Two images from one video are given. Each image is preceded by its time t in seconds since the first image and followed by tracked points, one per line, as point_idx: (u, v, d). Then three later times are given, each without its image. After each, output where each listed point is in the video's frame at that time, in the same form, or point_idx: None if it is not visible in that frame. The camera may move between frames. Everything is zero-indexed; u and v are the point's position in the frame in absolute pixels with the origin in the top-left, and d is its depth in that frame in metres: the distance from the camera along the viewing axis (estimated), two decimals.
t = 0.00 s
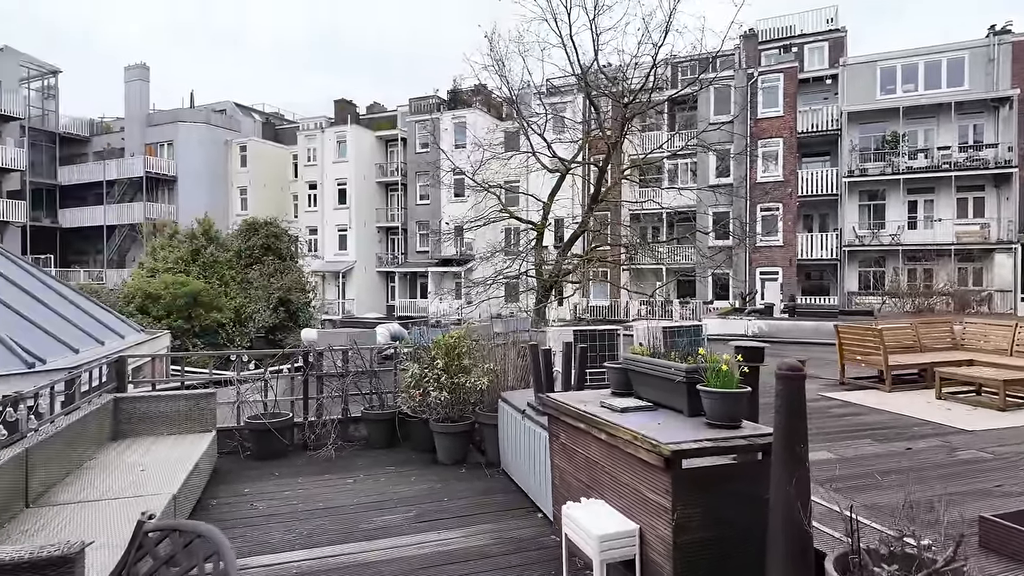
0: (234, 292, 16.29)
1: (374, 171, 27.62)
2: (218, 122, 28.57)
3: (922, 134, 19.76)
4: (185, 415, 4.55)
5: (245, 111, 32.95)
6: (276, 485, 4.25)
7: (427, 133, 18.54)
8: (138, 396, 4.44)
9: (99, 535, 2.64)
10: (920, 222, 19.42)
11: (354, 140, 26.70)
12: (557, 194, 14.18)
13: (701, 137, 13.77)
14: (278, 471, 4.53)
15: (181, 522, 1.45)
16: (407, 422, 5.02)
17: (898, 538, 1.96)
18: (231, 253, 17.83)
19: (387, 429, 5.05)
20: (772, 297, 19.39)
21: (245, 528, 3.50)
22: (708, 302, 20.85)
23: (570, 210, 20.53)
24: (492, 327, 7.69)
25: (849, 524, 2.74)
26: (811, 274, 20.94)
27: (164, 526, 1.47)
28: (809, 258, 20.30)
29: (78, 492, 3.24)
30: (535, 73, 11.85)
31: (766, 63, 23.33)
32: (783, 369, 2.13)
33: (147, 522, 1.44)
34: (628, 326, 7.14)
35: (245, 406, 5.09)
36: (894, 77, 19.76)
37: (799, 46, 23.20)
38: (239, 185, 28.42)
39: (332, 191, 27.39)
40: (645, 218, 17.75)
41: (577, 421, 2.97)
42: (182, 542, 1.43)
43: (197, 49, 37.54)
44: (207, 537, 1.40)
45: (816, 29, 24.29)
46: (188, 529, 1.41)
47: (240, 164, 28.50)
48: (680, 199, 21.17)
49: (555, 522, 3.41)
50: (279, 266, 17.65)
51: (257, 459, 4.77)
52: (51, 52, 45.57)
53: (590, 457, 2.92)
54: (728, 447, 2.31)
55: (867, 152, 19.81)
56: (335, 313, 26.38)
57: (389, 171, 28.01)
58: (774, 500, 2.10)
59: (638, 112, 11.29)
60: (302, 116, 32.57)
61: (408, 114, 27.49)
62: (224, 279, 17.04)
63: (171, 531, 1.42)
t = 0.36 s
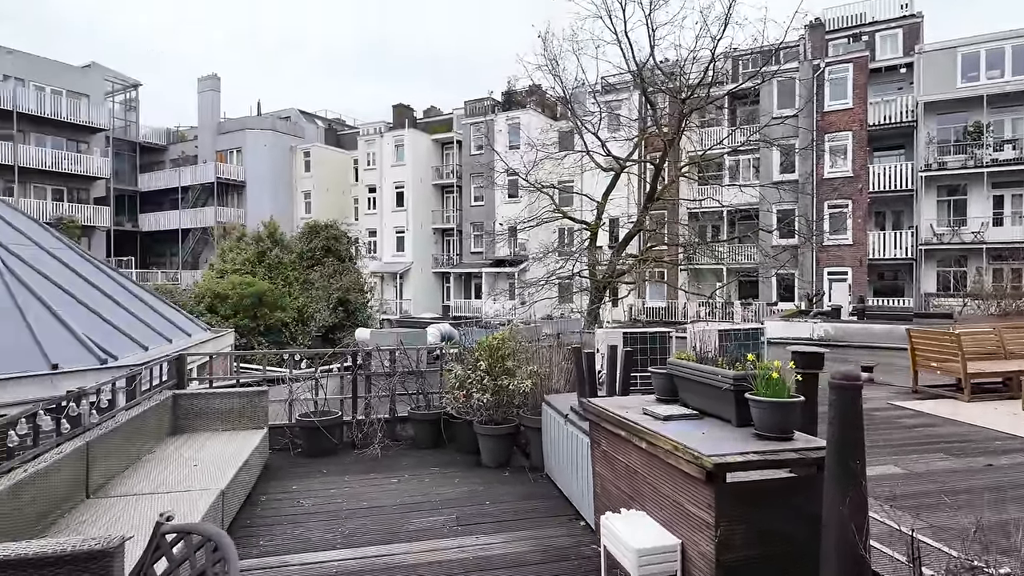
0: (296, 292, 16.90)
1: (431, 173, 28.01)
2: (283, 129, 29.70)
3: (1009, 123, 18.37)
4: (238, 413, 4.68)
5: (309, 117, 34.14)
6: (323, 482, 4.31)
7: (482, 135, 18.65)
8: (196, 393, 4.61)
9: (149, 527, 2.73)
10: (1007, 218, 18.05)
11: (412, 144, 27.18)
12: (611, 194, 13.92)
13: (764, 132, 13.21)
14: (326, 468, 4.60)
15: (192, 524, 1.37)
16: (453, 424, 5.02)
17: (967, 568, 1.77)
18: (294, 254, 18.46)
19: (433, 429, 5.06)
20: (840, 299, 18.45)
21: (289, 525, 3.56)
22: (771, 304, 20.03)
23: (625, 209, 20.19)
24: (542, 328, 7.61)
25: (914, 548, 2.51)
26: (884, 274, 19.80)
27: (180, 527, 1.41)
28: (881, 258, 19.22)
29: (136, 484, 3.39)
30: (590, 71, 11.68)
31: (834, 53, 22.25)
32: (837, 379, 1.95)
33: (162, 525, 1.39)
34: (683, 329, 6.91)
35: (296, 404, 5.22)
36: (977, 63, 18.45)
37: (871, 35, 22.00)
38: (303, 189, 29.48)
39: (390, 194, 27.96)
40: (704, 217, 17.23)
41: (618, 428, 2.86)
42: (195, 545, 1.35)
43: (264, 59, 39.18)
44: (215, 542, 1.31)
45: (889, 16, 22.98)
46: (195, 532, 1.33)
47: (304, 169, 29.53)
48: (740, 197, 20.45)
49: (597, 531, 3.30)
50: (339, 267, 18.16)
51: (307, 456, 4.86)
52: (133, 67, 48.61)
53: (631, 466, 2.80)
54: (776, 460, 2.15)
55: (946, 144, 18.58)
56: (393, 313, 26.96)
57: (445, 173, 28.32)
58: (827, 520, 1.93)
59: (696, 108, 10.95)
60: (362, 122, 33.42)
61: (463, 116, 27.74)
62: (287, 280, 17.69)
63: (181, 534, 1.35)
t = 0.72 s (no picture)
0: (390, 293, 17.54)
1: (519, 175, 28.20)
2: (380, 137, 31.02)
3: None
4: (331, 408, 4.87)
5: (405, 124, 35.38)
6: (408, 479, 4.42)
7: (571, 134, 18.48)
8: (295, 388, 4.86)
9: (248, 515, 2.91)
10: None
11: (501, 146, 27.49)
12: (705, 191, 13.35)
13: (876, 120, 12.17)
14: (413, 465, 4.70)
15: (270, 521, 1.41)
16: (535, 426, 4.99)
17: None
18: (389, 256, 19.15)
19: (516, 431, 5.06)
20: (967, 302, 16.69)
21: (377, 520, 3.68)
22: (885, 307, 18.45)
23: (721, 207, 19.32)
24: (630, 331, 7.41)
25: None
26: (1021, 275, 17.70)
27: (259, 523, 1.46)
28: (1017, 257, 17.19)
29: (239, 473, 3.63)
30: (682, 64, 11.25)
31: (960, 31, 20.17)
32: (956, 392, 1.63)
33: (245, 519, 1.44)
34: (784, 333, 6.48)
35: (385, 400, 5.39)
36: None
37: (1004, 8, 19.76)
38: (398, 194, 30.64)
39: (479, 196, 28.41)
40: (807, 214, 16.15)
41: (705, 439, 2.70)
42: (274, 544, 1.39)
43: (363, 70, 41.09)
44: (290, 543, 1.34)
45: None
46: (272, 531, 1.36)
47: (399, 174, 30.66)
48: (849, 191, 19.00)
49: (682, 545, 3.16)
50: (430, 269, 18.66)
51: (395, 452, 5.00)
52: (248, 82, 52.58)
53: (718, 480, 2.64)
54: (881, 483, 1.93)
55: None
56: (482, 313, 27.43)
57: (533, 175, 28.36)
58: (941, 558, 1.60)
59: (798, 98, 10.25)
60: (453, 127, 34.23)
61: (552, 117, 27.69)
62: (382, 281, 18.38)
63: (260, 531, 1.39)
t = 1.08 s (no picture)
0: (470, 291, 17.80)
1: (599, 172, 27.76)
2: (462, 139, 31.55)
3: None
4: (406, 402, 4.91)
5: (485, 126, 35.73)
6: (480, 475, 4.39)
7: (653, 129, 17.96)
8: (372, 381, 4.95)
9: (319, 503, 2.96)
10: None
11: (581, 144, 27.19)
12: (797, 184, 12.56)
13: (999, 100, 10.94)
14: (486, 462, 4.67)
15: (322, 510, 1.39)
16: (611, 427, 4.84)
17: None
18: (469, 256, 19.41)
19: (590, 431, 4.93)
20: None
21: (446, 515, 3.65)
22: (1008, 308, 16.61)
23: (816, 201, 18.13)
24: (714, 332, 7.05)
25: None
26: None
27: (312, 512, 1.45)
28: None
29: (316, 461, 3.73)
30: (773, 51, 10.63)
31: None
32: None
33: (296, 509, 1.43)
34: (887, 335, 5.93)
35: (459, 396, 5.40)
36: None
37: None
38: (478, 195, 31.03)
39: (558, 195, 28.24)
40: (915, 206, 14.81)
41: (794, 446, 2.45)
42: (322, 532, 1.37)
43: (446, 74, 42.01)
44: (337, 532, 1.33)
45: None
46: (320, 521, 1.35)
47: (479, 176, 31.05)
48: (966, 181, 17.25)
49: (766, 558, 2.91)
50: (509, 267, 18.74)
51: (469, 448, 5.00)
52: (340, 91, 55.21)
53: (807, 491, 2.40)
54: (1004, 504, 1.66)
55: None
56: (560, 313, 27.29)
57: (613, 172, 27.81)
58: None
59: (905, 80, 9.39)
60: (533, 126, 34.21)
61: (633, 112, 27.07)
62: (462, 280, 18.66)
63: (311, 520, 1.37)
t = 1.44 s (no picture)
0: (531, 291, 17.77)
1: (665, 168, 26.99)
2: (525, 138, 31.51)
3: None
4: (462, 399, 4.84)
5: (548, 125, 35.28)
6: (534, 475, 4.28)
7: (723, 121, 17.22)
8: (428, 376, 4.92)
9: (369, 499, 2.93)
10: None
11: (647, 140, 26.50)
12: (881, 176, 11.71)
13: None
14: (542, 462, 4.55)
15: (351, 509, 1.36)
16: (674, 430, 4.62)
17: None
18: (531, 254, 19.32)
19: (651, 434, 4.71)
20: None
21: (499, 516, 3.56)
22: None
23: (903, 193, 16.89)
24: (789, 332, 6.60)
25: None
26: None
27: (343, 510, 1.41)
28: None
29: (370, 455, 3.72)
30: (854, 36, 9.92)
31: None
32: None
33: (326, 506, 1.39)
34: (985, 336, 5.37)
35: (515, 394, 5.30)
36: None
37: None
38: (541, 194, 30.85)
39: (622, 192, 27.68)
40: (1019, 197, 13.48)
41: (877, 456, 2.21)
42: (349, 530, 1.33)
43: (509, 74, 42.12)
44: (363, 531, 1.29)
45: None
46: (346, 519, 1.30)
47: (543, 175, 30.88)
48: None
49: None
50: (571, 266, 18.53)
51: (526, 447, 4.91)
52: (407, 95, 56.42)
53: (893, 507, 2.13)
54: None
55: None
56: (625, 313, 26.76)
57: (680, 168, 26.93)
58: None
59: (1008, 60, 8.50)
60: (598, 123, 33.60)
61: (701, 106, 26.15)
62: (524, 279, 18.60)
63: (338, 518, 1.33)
